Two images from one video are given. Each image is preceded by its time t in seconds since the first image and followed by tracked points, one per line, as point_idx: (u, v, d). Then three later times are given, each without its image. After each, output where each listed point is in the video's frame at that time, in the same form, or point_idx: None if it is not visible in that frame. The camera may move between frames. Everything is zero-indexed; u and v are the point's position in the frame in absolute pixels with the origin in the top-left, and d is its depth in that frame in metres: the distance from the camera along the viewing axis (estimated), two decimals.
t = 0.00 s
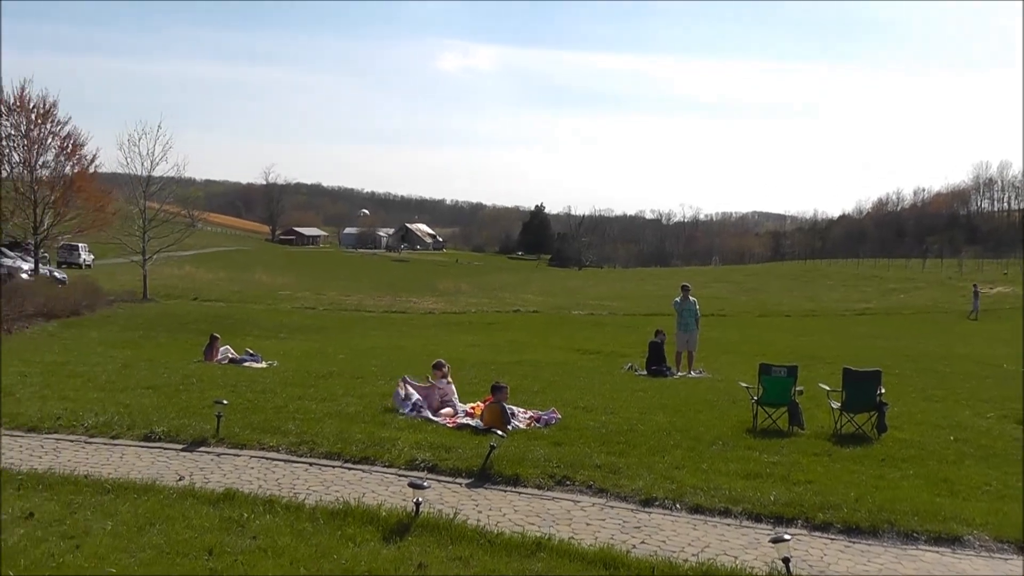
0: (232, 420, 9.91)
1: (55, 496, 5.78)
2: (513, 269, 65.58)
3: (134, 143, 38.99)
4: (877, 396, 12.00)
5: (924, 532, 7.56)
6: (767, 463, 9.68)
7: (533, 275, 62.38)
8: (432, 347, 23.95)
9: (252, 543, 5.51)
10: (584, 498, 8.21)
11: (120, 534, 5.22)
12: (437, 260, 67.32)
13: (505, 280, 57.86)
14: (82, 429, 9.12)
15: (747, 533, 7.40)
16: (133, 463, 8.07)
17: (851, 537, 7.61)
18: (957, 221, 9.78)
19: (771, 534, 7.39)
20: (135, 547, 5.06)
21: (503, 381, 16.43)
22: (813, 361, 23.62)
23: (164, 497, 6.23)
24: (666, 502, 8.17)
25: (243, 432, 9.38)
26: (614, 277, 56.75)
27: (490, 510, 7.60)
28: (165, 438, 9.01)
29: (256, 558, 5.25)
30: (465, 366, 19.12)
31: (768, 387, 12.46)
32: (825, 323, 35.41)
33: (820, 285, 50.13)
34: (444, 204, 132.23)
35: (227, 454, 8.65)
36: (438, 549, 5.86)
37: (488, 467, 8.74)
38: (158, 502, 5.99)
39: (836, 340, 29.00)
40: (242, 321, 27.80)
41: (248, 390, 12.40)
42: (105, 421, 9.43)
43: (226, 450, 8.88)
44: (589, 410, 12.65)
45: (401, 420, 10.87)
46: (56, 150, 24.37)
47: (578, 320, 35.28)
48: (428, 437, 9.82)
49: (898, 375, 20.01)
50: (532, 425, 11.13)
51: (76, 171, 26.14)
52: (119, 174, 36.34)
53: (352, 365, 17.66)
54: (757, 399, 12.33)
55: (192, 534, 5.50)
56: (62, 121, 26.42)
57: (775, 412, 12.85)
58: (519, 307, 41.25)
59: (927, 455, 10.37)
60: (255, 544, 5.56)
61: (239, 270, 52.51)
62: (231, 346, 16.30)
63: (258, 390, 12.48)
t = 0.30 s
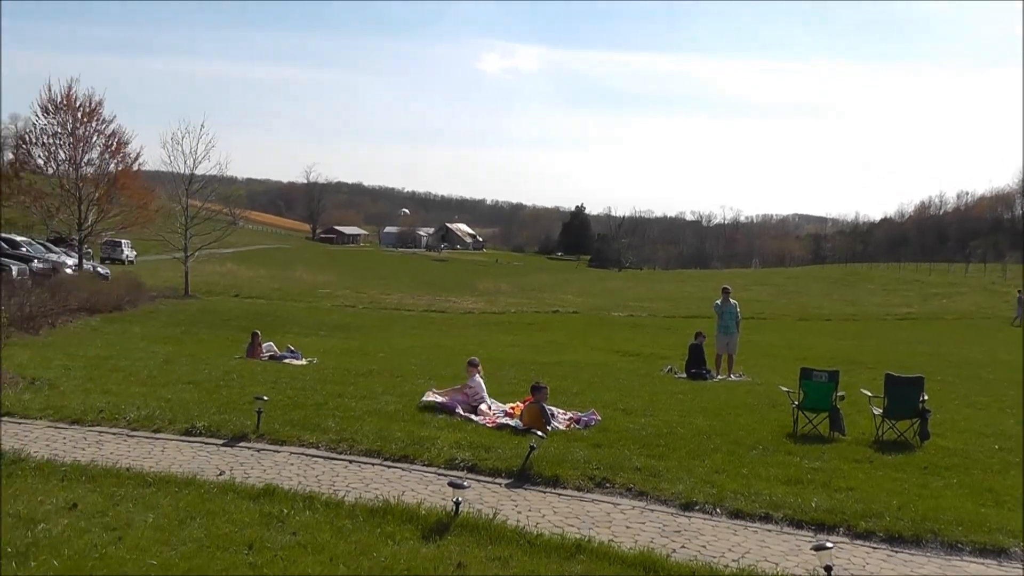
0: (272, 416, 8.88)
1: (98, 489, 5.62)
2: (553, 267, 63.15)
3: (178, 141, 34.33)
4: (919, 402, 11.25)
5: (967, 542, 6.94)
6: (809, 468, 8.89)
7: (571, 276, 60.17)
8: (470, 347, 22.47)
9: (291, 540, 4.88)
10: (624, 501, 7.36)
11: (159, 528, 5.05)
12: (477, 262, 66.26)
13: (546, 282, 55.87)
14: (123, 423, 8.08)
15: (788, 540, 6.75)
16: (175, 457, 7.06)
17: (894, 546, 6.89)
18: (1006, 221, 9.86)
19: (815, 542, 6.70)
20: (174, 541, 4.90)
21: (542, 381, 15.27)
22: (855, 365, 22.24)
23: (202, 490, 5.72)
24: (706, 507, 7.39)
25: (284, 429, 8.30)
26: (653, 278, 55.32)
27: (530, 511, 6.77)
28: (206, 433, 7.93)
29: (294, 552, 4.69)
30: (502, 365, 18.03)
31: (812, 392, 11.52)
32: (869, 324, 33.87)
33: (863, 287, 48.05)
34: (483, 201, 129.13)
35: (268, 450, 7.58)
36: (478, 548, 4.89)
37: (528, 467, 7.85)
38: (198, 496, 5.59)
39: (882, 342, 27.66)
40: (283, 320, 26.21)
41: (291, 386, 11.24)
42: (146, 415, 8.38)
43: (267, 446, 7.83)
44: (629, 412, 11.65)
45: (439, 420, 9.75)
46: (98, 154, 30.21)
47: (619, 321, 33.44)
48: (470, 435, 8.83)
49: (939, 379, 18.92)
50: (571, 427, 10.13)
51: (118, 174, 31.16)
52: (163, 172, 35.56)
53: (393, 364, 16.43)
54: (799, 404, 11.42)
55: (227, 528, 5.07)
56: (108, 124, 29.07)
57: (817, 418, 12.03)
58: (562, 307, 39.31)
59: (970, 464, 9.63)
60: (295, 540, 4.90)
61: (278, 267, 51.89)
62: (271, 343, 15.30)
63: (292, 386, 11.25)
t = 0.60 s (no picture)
0: (314, 414, 8.81)
1: (143, 484, 5.76)
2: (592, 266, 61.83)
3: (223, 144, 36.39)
4: (966, 408, 10.83)
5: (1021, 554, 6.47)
6: (855, 476, 8.53)
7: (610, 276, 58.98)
8: (508, 347, 22.24)
9: (334, 538, 4.95)
10: (665, 504, 7.13)
11: (203, 523, 5.15)
12: (519, 264, 65.88)
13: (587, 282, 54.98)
14: (166, 419, 8.05)
15: (833, 548, 6.46)
16: (217, 453, 7.03)
17: (943, 557, 6.51)
18: None
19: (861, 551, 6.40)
20: (218, 536, 4.99)
21: (584, 383, 14.99)
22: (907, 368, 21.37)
23: (245, 487, 5.82)
24: (750, 513, 7.12)
25: (326, 427, 8.17)
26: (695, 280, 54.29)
27: (571, 514, 6.60)
28: (249, 430, 7.86)
29: (336, 550, 4.76)
30: (542, 365, 17.75)
31: (855, 398, 11.22)
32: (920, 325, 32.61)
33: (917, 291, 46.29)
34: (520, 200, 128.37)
35: (310, 448, 7.48)
36: (521, 550, 4.90)
37: (570, 469, 7.60)
38: (241, 492, 5.70)
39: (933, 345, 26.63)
40: (321, 319, 26.11)
41: (331, 385, 11.16)
42: (190, 411, 8.33)
43: (310, 445, 7.69)
44: (671, 416, 11.33)
45: (480, 420, 9.55)
46: (143, 155, 31.53)
47: (659, 322, 32.62)
48: (511, 437, 8.62)
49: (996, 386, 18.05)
50: (612, 429, 9.85)
51: (161, 173, 32.27)
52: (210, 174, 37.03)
53: (435, 363, 16.21)
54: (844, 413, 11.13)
55: (271, 524, 5.15)
56: (151, 123, 30.39)
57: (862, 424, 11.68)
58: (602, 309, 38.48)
59: None
60: (338, 537, 4.98)
61: (321, 269, 52.13)
62: (313, 341, 15.26)
63: (334, 386, 11.14)
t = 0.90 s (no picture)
0: (361, 414, 8.78)
1: (195, 481, 5.89)
2: (639, 266, 60.24)
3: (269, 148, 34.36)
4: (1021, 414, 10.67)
5: None
6: (908, 479, 8.06)
7: (658, 276, 57.28)
8: (551, 346, 21.89)
9: (384, 537, 5.04)
10: (716, 508, 6.88)
11: (254, 520, 5.25)
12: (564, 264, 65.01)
13: (631, 282, 53.93)
14: (216, 418, 8.17)
15: (886, 556, 6.16)
16: (267, 451, 7.12)
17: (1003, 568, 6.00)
18: None
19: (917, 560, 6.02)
20: (268, 534, 5.08)
21: (633, 384, 14.68)
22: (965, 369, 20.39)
23: (294, 485, 5.91)
24: (801, 517, 6.78)
25: (373, 426, 8.17)
26: (743, 279, 53.08)
27: (619, 516, 6.39)
28: (298, 429, 7.92)
29: (386, 549, 4.84)
30: (588, 366, 17.36)
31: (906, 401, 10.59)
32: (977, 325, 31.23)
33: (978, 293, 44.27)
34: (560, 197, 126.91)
35: (359, 448, 7.50)
36: (572, 551, 4.96)
37: (619, 470, 7.37)
38: (291, 490, 5.79)
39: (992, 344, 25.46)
40: (366, 319, 25.84)
41: (378, 385, 11.04)
42: (239, 410, 8.43)
43: (357, 444, 7.72)
44: (719, 417, 10.96)
45: (527, 421, 9.35)
46: (191, 159, 29.45)
47: (705, 323, 31.70)
48: (559, 438, 8.37)
49: None
50: (660, 431, 9.49)
51: (209, 178, 30.21)
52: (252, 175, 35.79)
53: (482, 364, 15.96)
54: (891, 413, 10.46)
55: (321, 523, 5.25)
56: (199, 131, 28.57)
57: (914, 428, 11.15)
58: (649, 309, 37.48)
59: None
60: (388, 536, 5.07)
61: (367, 269, 51.90)
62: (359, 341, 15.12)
63: (381, 386, 10.99)
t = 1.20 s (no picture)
0: (409, 415, 8.84)
1: (243, 480, 5.98)
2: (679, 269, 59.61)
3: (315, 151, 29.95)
4: None
5: None
6: (960, 480, 7.93)
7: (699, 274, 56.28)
8: (594, 346, 21.81)
9: (433, 537, 5.11)
10: (767, 511, 6.85)
11: (303, 518, 5.32)
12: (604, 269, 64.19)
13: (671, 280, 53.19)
14: (264, 417, 8.29)
15: (941, 562, 6.02)
16: (314, 451, 7.20)
17: None
18: None
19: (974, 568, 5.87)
20: (317, 532, 5.15)
21: (680, 386, 14.55)
22: None
23: (342, 484, 5.99)
24: (853, 522, 6.67)
25: (422, 427, 8.23)
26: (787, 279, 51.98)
27: (668, 518, 6.40)
28: (345, 429, 7.99)
29: (435, 549, 4.90)
30: (634, 367, 17.28)
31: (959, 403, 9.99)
32: None
33: None
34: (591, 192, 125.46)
35: (406, 448, 7.54)
36: (620, 553, 4.99)
37: (667, 472, 7.38)
38: (338, 489, 5.86)
39: None
40: (412, 319, 25.78)
41: (425, 386, 11.11)
42: (286, 410, 8.52)
43: (405, 444, 7.78)
44: (767, 419, 10.86)
45: (575, 422, 9.35)
46: (236, 161, 28.75)
47: (748, 321, 31.22)
48: (606, 439, 8.39)
49: None
50: (709, 433, 9.42)
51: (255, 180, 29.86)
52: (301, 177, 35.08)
53: (526, 364, 15.88)
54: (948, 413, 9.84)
55: (369, 522, 5.31)
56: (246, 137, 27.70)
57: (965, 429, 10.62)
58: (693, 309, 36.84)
59: None
60: (437, 536, 5.13)
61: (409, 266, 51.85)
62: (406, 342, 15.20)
63: (430, 387, 11.05)
